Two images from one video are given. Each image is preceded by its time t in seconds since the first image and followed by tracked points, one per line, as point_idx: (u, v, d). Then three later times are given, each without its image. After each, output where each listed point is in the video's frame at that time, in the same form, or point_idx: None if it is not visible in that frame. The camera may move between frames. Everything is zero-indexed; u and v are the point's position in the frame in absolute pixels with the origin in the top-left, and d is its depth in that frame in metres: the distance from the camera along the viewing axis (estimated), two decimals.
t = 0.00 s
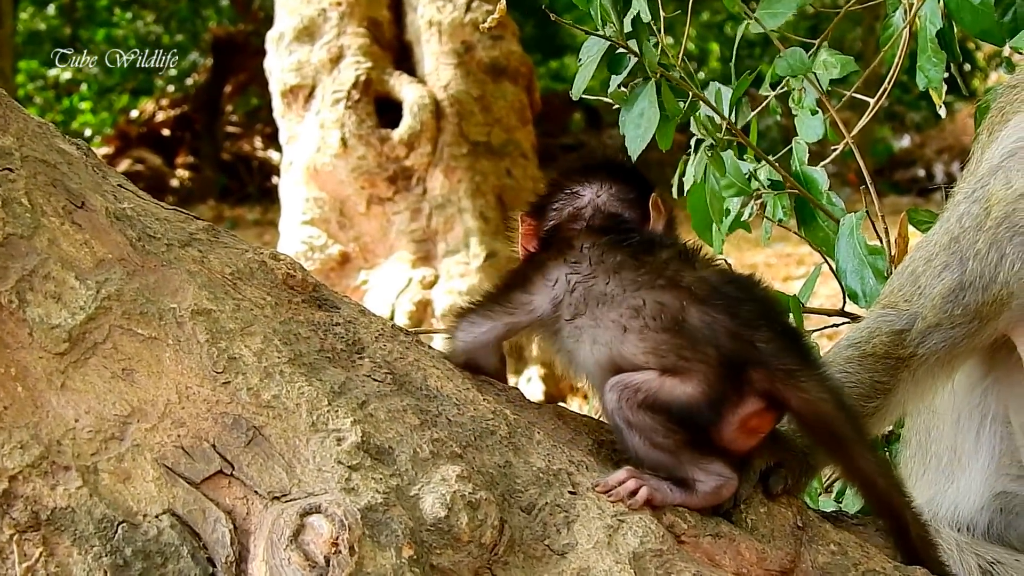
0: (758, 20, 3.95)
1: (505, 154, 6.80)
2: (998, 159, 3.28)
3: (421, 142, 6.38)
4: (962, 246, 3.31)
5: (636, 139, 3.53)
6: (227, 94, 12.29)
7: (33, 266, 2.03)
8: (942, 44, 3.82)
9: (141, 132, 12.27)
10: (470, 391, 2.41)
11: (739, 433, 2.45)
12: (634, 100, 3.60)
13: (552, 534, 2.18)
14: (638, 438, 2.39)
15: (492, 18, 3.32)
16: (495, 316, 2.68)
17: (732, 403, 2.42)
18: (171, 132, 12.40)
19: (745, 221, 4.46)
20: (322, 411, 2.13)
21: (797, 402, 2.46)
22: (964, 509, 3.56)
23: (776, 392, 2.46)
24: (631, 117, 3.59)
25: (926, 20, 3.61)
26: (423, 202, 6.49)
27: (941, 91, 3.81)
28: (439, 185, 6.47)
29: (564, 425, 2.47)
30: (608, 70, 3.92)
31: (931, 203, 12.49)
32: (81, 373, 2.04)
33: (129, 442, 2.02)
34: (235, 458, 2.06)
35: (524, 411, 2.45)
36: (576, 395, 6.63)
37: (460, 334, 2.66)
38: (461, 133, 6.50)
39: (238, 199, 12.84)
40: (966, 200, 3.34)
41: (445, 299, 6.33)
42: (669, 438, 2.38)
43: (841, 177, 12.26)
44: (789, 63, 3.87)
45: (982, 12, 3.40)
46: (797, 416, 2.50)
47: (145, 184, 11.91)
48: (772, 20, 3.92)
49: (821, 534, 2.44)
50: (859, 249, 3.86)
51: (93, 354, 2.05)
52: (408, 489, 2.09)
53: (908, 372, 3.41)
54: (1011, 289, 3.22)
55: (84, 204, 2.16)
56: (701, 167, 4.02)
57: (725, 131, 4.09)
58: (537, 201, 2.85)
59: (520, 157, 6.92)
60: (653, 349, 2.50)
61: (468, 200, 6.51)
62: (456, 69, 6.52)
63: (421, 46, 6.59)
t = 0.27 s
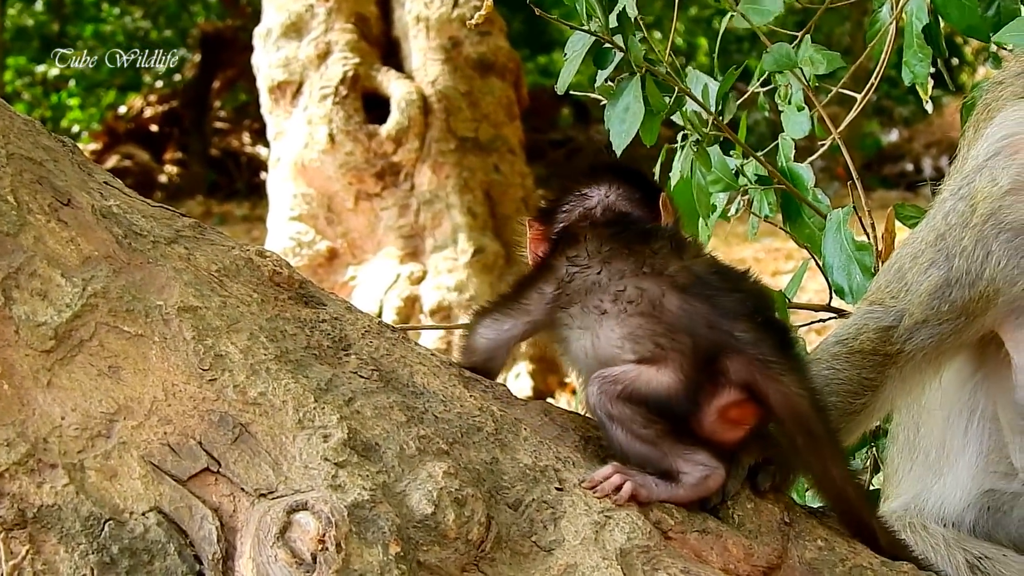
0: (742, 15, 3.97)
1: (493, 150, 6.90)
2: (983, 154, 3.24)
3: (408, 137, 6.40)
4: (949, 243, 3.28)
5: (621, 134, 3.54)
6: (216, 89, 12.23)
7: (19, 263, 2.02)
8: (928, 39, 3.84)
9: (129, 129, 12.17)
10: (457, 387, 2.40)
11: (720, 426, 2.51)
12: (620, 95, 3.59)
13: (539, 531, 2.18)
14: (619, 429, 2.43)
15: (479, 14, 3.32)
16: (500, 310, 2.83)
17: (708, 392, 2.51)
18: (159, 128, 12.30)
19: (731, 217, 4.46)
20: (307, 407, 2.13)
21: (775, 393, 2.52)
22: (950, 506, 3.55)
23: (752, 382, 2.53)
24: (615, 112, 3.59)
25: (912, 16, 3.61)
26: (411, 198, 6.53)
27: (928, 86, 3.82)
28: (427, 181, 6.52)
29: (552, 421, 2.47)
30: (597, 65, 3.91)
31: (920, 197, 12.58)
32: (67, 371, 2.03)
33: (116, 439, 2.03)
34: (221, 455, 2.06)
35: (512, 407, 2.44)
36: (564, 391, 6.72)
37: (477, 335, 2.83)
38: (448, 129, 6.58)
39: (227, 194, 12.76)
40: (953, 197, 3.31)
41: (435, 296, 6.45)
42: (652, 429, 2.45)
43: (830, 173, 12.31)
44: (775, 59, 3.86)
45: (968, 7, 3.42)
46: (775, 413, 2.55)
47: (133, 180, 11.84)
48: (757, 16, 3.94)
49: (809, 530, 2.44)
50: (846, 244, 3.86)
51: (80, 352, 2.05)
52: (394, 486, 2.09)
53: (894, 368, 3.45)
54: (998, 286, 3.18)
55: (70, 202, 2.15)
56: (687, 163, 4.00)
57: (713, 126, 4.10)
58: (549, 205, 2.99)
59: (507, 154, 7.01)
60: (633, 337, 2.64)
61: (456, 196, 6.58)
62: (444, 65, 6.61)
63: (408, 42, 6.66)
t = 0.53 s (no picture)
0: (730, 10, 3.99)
1: (481, 147, 6.97)
2: (971, 152, 3.22)
3: (396, 135, 6.42)
4: (937, 241, 3.27)
5: (608, 135, 3.59)
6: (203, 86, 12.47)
7: (6, 261, 2.02)
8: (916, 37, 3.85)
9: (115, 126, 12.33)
10: (443, 385, 2.41)
11: (701, 422, 2.54)
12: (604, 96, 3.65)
13: (526, 528, 2.19)
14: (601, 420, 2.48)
15: (466, 11, 3.32)
16: (517, 309, 3.01)
17: (686, 381, 2.57)
18: (146, 125, 12.50)
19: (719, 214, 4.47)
20: (294, 405, 2.13)
21: (749, 395, 2.53)
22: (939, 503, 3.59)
23: (727, 377, 2.55)
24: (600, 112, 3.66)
25: (901, 14, 3.62)
26: (398, 195, 6.54)
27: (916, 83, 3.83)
28: (414, 178, 6.53)
29: (539, 419, 2.48)
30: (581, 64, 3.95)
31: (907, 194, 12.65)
32: (53, 369, 2.03)
33: (103, 437, 2.02)
34: (208, 453, 2.06)
35: (498, 405, 2.45)
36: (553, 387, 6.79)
37: (497, 334, 3.03)
38: (435, 126, 6.62)
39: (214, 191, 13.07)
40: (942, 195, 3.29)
41: (422, 294, 6.41)
42: (635, 420, 2.50)
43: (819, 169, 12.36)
44: (760, 56, 3.91)
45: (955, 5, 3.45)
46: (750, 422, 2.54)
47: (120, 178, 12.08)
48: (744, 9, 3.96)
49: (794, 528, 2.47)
50: (831, 242, 3.86)
51: (66, 350, 2.05)
52: (381, 484, 2.09)
53: (884, 367, 3.46)
54: (986, 283, 3.15)
55: (56, 199, 2.16)
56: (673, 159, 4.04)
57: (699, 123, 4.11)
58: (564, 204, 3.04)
59: (495, 151, 7.08)
60: (613, 323, 2.73)
61: (443, 193, 6.59)
62: (432, 62, 6.67)
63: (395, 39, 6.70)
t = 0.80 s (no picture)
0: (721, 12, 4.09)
1: (469, 147, 6.94)
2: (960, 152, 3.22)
3: (385, 134, 6.48)
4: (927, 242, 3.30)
5: (603, 132, 3.66)
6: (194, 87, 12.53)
7: None
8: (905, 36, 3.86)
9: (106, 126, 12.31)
10: (433, 384, 2.40)
11: (689, 411, 2.59)
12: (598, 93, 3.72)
13: (515, 528, 2.20)
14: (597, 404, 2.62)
15: (457, 10, 3.33)
16: (531, 299, 2.96)
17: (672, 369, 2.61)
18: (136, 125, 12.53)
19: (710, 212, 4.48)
20: (283, 405, 2.13)
21: (733, 381, 2.55)
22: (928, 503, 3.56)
23: (713, 365, 2.58)
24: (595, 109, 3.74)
25: (888, 13, 3.62)
26: (387, 195, 6.60)
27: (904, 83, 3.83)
28: (403, 178, 6.57)
29: (529, 418, 2.48)
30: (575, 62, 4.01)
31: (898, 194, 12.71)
32: (43, 368, 2.03)
33: (92, 437, 2.02)
34: (197, 453, 2.06)
35: (489, 404, 2.45)
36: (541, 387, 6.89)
37: (508, 322, 2.97)
38: (425, 126, 6.65)
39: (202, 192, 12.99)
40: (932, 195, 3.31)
41: (412, 294, 6.47)
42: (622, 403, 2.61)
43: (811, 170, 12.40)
44: (749, 56, 3.88)
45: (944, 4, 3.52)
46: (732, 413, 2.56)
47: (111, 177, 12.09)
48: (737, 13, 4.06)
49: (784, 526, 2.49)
50: (821, 242, 3.87)
51: (55, 350, 2.05)
52: (371, 484, 2.09)
53: (874, 365, 3.49)
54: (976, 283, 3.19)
55: (45, 199, 2.15)
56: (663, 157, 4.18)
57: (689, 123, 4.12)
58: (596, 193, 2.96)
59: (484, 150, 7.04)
60: (617, 308, 2.73)
61: (433, 193, 6.62)
62: (420, 61, 6.66)
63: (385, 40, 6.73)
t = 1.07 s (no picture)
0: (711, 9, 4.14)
1: (462, 145, 7.13)
2: (957, 154, 3.25)
3: (376, 133, 6.66)
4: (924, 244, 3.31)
5: (597, 128, 3.71)
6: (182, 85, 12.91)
7: None
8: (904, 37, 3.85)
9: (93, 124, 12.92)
10: (422, 386, 2.38)
11: (676, 378, 2.61)
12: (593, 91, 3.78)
13: (506, 531, 2.17)
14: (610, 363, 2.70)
15: (446, 9, 3.37)
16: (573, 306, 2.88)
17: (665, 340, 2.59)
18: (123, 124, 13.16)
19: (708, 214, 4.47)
20: (272, 406, 2.10)
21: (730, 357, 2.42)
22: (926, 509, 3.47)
23: (706, 341, 2.48)
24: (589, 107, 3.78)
25: (887, 13, 3.62)
26: (378, 193, 6.76)
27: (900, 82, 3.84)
28: (395, 177, 6.74)
29: (521, 421, 2.45)
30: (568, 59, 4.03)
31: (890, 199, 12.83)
32: (28, 367, 2.00)
33: (78, 438, 1.99)
34: (184, 454, 2.02)
35: (480, 407, 2.43)
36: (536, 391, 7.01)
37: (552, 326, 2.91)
38: (415, 126, 6.83)
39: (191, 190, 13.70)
40: (928, 198, 3.32)
41: (402, 294, 6.61)
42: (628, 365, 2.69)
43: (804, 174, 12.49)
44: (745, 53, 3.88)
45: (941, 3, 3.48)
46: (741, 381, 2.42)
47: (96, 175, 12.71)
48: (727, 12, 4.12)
49: (779, 531, 2.45)
50: (818, 242, 3.87)
51: (41, 349, 2.02)
52: (359, 485, 2.06)
53: (869, 367, 3.47)
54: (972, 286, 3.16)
55: (32, 197, 2.12)
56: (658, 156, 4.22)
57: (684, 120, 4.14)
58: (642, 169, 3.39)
59: (477, 150, 7.25)
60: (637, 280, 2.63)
61: (424, 193, 6.77)
62: (411, 60, 6.86)
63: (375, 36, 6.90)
